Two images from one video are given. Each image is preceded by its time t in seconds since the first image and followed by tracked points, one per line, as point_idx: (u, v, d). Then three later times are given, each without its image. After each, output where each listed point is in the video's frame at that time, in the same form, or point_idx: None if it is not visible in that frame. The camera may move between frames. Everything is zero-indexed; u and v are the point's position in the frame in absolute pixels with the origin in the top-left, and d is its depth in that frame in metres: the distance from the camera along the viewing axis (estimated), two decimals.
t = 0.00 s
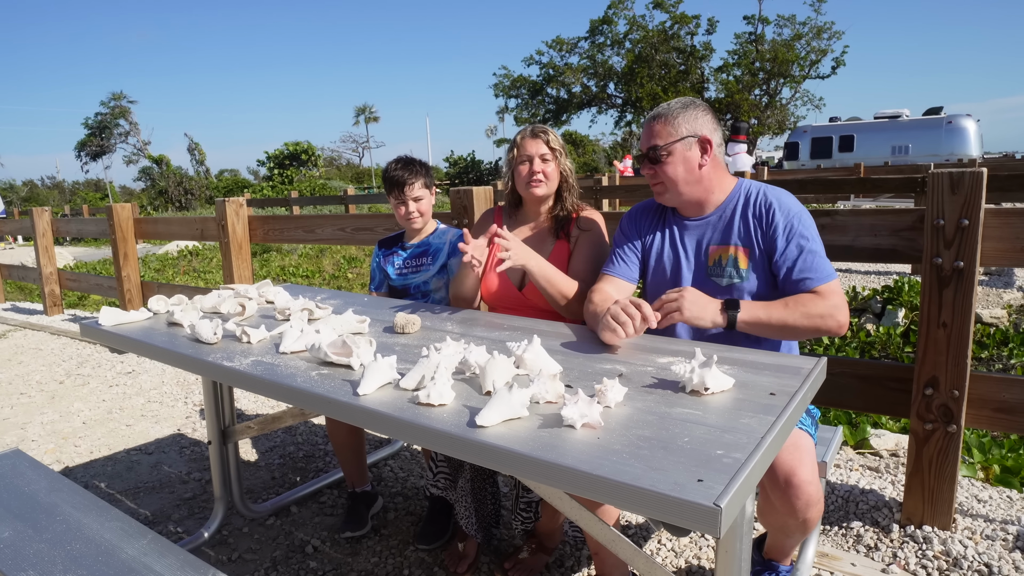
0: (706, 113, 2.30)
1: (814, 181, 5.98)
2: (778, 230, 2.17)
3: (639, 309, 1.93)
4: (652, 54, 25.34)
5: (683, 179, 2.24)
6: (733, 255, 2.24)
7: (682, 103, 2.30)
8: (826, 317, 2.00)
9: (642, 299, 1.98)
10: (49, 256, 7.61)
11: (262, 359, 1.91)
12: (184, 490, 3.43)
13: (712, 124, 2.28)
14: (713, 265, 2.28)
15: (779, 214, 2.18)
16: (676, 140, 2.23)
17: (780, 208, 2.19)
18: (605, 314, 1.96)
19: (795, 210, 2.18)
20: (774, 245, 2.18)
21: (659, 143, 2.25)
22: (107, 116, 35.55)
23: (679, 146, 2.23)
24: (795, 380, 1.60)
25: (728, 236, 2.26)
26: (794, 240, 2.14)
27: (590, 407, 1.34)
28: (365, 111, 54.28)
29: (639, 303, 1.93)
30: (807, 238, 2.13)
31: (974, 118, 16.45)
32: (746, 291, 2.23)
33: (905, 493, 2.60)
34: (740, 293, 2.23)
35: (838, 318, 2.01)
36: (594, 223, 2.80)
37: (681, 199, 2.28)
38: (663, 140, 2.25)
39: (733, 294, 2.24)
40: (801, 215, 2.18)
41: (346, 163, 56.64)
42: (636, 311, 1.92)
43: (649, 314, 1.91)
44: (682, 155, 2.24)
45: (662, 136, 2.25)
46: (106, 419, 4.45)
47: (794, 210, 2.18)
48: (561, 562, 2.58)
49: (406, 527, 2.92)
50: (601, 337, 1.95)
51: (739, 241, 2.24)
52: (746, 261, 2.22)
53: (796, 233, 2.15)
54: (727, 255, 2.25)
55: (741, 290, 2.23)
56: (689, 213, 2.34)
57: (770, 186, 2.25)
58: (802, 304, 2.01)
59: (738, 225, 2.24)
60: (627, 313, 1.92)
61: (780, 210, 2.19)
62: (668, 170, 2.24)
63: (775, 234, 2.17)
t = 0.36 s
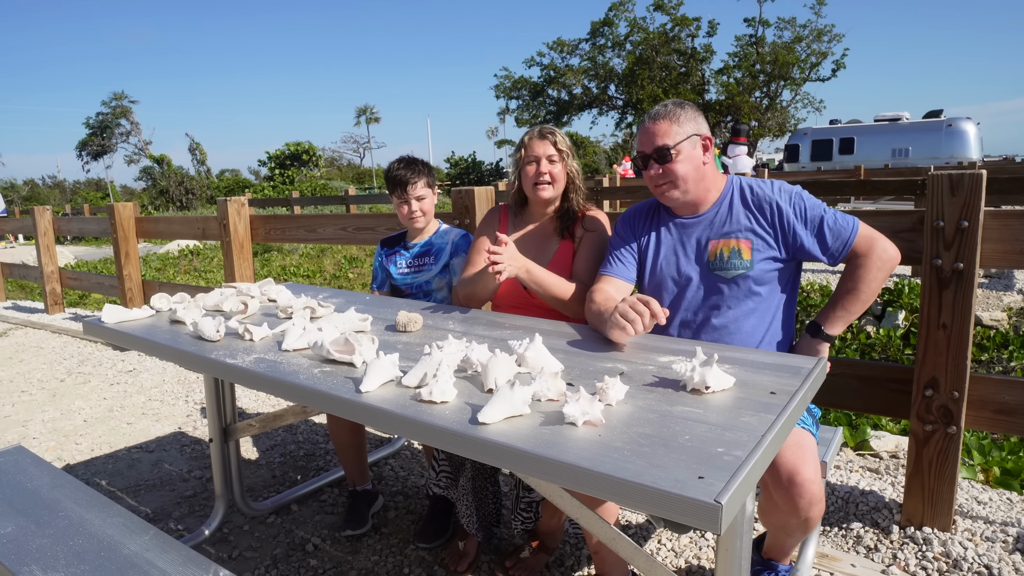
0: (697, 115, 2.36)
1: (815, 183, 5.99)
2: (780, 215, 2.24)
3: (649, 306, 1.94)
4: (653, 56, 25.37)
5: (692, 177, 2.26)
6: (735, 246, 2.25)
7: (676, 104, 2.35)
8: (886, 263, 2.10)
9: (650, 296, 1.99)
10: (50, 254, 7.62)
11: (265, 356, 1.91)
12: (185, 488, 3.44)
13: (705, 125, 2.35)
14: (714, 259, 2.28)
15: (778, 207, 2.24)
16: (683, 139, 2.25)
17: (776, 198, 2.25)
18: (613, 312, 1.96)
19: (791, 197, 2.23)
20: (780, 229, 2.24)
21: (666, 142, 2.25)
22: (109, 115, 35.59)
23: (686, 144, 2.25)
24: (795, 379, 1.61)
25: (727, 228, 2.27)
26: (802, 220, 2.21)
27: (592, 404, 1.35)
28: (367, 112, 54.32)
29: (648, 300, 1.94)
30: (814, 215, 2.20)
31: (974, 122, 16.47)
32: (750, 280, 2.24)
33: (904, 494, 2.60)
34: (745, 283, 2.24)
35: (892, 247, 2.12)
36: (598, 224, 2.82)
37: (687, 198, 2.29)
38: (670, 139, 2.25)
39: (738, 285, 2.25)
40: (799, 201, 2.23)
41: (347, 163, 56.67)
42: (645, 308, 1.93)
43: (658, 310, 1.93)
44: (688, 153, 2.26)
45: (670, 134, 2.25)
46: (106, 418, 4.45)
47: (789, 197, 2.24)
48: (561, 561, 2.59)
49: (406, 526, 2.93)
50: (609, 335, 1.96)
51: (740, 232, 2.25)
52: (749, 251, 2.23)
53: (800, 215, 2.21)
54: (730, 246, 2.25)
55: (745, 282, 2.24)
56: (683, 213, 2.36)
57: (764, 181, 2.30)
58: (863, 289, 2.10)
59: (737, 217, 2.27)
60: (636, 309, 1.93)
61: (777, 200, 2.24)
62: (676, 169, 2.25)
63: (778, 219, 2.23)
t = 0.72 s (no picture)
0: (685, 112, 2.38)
1: (816, 178, 5.99)
2: (772, 211, 2.23)
3: (645, 304, 1.94)
4: (652, 53, 25.34)
5: (685, 174, 2.27)
6: (727, 242, 2.24)
7: (665, 103, 2.37)
8: (871, 277, 2.08)
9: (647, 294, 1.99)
10: (53, 260, 7.64)
11: (268, 359, 1.92)
12: (191, 491, 3.45)
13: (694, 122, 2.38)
14: (707, 255, 2.28)
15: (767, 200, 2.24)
16: (675, 137, 2.27)
17: (768, 193, 2.25)
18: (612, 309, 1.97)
19: (782, 192, 2.24)
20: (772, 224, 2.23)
21: (659, 141, 2.26)
22: (109, 120, 35.67)
23: (679, 142, 2.26)
24: (796, 375, 1.61)
25: (718, 223, 2.27)
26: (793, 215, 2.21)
27: (593, 403, 1.35)
28: (367, 113, 54.32)
29: (644, 298, 1.94)
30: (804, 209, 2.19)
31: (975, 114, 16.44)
32: (743, 276, 2.23)
33: (908, 488, 2.60)
34: (738, 279, 2.24)
35: (875, 258, 2.10)
36: (600, 223, 2.81)
37: (681, 195, 2.30)
38: (662, 138, 2.26)
39: (730, 281, 2.24)
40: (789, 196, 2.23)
41: (348, 165, 56.73)
42: (642, 306, 1.93)
43: (655, 308, 1.93)
44: (681, 151, 2.27)
45: (662, 132, 2.27)
46: (111, 422, 4.47)
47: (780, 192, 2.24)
48: (566, 559, 2.60)
49: (411, 526, 2.93)
50: (608, 332, 1.96)
51: (731, 228, 2.25)
52: (740, 247, 2.23)
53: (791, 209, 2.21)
54: (721, 242, 2.25)
55: (738, 276, 2.23)
56: (676, 209, 2.36)
57: (754, 175, 2.31)
58: (852, 306, 2.09)
59: (729, 212, 2.27)
60: (633, 308, 1.93)
61: (768, 195, 2.24)
62: (670, 166, 2.26)
63: (769, 214, 2.23)
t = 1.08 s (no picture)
0: (685, 119, 2.34)
1: (818, 181, 5.99)
2: (770, 220, 2.23)
3: (650, 309, 1.95)
4: (654, 55, 25.36)
5: (672, 184, 2.28)
6: (725, 251, 2.25)
7: (661, 110, 2.35)
8: (868, 285, 2.06)
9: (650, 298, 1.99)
10: (56, 262, 7.66)
11: (270, 362, 1.93)
12: (193, 493, 3.46)
13: (691, 130, 2.34)
14: (704, 264, 2.29)
15: (763, 209, 2.24)
16: (663, 147, 2.26)
17: (766, 202, 2.24)
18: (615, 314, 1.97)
19: (779, 201, 2.23)
20: (769, 233, 2.23)
21: (647, 151, 2.27)
22: (112, 122, 35.77)
23: (667, 152, 2.26)
24: (797, 380, 1.61)
25: (716, 232, 2.28)
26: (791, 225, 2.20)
27: (595, 408, 1.36)
28: (370, 115, 54.39)
29: (648, 303, 1.96)
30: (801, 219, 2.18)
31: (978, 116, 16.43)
32: (740, 285, 2.24)
33: (910, 492, 2.60)
34: (735, 288, 2.24)
35: (874, 266, 2.08)
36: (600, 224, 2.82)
37: (670, 205, 2.31)
38: (651, 148, 2.27)
39: (727, 290, 2.25)
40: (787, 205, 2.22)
41: (350, 167, 56.81)
42: (646, 311, 1.94)
43: (659, 313, 1.94)
44: (670, 160, 2.27)
45: (651, 142, 2.27)
46: (114, 424, 4.48)
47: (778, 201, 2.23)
48: (568, 563, 2.60)
49: (413, 529, 2.94)
50: (611, 337, 1.96)
51: (728, 237, 2.25)
52: (737, 256, 2.24)
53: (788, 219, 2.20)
54: (719, 251, 2.26)
55: (735, 286, 2.24)
56: (675, 217, 2.36)
57: (750, 182, 2.31)
58: (851, 317, 2.08)
59: (726, 222, 2.27)
60: (637, 312, 1.94)
61: (766, 204, 2.24)
62: (656, 176, 2.27)
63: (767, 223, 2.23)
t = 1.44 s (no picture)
0: (688, 126, 2.34)
1: (820, 187, 5.99)
2: (773, 228, 2.23)
3: (650, 315, 1.95)
4: (656, 61, 25.41)
5: (667, 191, 2.29)
6: (728, 260, 2.26)
7: (663, 116, 2.35)
8: (870, 296, 2.06)
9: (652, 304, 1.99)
10: (58, 266, 7.66)
11: (273, 366, 1.93)
12: (194, 497, 3.46)
13: (692, 137, 2.33)
14: (707, 271, 2.30)
15: (767, 216, 2.24)
16: (659, 154, 2.28)
17: (770, 210, 2.24)
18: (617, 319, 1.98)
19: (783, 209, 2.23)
20: (773, 242, 2.23)
21: (642, 157, 2.29)
22: (115, 126, 35.87)
23: (663, 159, 2.27)
24: (799, 386, 1.61)
25: (719, 240, 2.28)
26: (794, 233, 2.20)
27: (597, 412, 1.36)
28: (371, 120, 54.53)
29: (650, 309, 1.95)
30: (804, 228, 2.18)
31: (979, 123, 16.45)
32: (742, 294, 2.24)
33: (912, 499, 2.60)
34: (737, 296, 2.25)
35: (878, 276, 2.08)
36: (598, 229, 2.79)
37: (665, 211, 2.33)
38: (647, 154, 2.29)
39: (730, 298, 2.26)
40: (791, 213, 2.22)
41: (351, 171, 56.92)
42: (647, 317, 1.94)
43: (661, 319, 1.93)
44: (666, 167, 2.28)
45: (648, 149, 2.29)
46: (116, 428, 4.49)
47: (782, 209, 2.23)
48: (569, 568, 2.60)
49: (414, 534, 2.94)
50: (613, 342, 1.97)
51: (732, 245, 2.26)
52: (740, 265, 2.24)
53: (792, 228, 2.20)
54: (722, 260, 2.27)
55: (737, 294, 2.25)
56: (679, 223, 2.37)
57: (754, 189, 2.32)
58: (852, 326, 2.09)
59: (730, 230, 2.28)
60: (637, 319, 1.94)
61: (770, 211, 2.24)
62: (651, 183, 2.29)
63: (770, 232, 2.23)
